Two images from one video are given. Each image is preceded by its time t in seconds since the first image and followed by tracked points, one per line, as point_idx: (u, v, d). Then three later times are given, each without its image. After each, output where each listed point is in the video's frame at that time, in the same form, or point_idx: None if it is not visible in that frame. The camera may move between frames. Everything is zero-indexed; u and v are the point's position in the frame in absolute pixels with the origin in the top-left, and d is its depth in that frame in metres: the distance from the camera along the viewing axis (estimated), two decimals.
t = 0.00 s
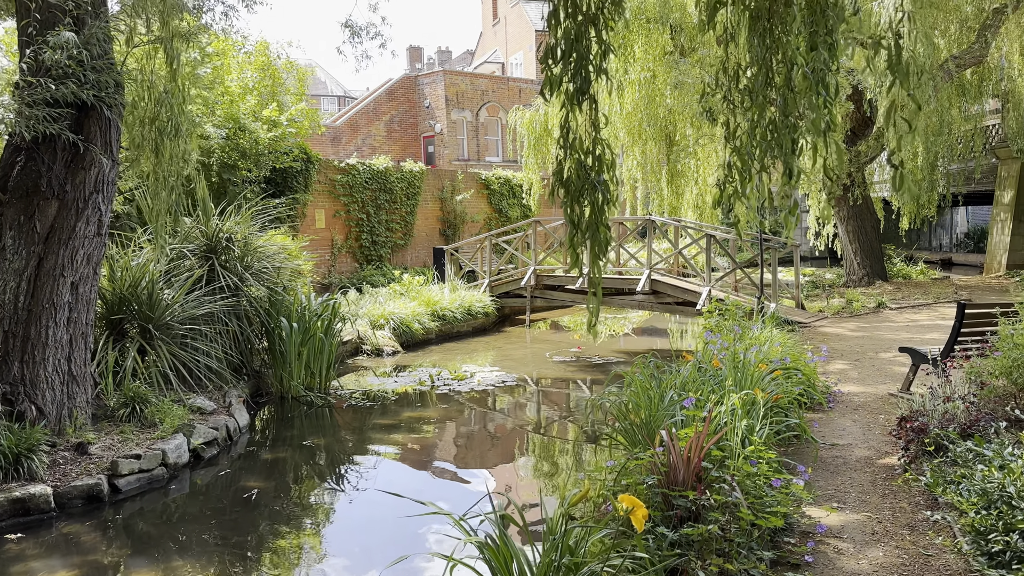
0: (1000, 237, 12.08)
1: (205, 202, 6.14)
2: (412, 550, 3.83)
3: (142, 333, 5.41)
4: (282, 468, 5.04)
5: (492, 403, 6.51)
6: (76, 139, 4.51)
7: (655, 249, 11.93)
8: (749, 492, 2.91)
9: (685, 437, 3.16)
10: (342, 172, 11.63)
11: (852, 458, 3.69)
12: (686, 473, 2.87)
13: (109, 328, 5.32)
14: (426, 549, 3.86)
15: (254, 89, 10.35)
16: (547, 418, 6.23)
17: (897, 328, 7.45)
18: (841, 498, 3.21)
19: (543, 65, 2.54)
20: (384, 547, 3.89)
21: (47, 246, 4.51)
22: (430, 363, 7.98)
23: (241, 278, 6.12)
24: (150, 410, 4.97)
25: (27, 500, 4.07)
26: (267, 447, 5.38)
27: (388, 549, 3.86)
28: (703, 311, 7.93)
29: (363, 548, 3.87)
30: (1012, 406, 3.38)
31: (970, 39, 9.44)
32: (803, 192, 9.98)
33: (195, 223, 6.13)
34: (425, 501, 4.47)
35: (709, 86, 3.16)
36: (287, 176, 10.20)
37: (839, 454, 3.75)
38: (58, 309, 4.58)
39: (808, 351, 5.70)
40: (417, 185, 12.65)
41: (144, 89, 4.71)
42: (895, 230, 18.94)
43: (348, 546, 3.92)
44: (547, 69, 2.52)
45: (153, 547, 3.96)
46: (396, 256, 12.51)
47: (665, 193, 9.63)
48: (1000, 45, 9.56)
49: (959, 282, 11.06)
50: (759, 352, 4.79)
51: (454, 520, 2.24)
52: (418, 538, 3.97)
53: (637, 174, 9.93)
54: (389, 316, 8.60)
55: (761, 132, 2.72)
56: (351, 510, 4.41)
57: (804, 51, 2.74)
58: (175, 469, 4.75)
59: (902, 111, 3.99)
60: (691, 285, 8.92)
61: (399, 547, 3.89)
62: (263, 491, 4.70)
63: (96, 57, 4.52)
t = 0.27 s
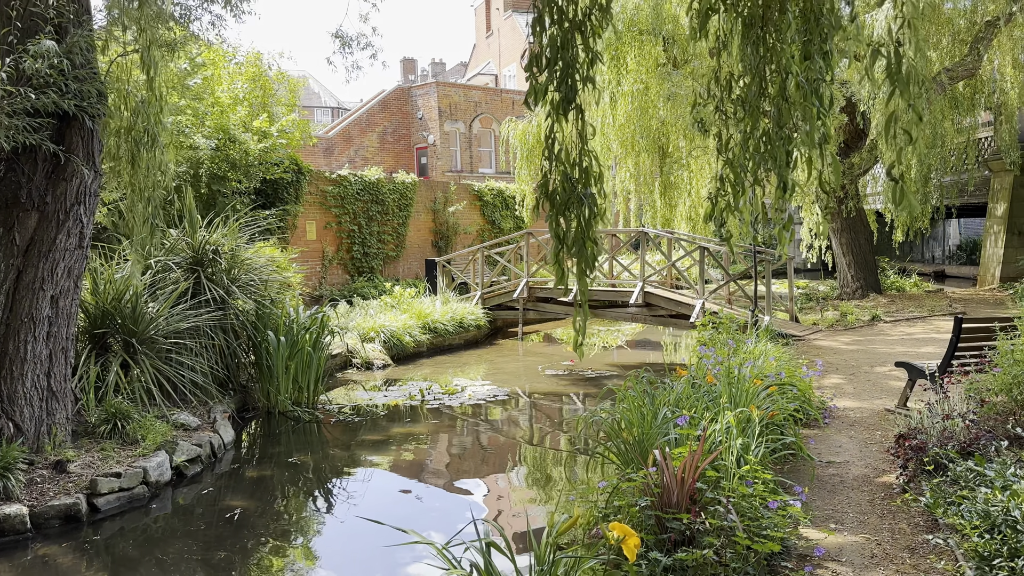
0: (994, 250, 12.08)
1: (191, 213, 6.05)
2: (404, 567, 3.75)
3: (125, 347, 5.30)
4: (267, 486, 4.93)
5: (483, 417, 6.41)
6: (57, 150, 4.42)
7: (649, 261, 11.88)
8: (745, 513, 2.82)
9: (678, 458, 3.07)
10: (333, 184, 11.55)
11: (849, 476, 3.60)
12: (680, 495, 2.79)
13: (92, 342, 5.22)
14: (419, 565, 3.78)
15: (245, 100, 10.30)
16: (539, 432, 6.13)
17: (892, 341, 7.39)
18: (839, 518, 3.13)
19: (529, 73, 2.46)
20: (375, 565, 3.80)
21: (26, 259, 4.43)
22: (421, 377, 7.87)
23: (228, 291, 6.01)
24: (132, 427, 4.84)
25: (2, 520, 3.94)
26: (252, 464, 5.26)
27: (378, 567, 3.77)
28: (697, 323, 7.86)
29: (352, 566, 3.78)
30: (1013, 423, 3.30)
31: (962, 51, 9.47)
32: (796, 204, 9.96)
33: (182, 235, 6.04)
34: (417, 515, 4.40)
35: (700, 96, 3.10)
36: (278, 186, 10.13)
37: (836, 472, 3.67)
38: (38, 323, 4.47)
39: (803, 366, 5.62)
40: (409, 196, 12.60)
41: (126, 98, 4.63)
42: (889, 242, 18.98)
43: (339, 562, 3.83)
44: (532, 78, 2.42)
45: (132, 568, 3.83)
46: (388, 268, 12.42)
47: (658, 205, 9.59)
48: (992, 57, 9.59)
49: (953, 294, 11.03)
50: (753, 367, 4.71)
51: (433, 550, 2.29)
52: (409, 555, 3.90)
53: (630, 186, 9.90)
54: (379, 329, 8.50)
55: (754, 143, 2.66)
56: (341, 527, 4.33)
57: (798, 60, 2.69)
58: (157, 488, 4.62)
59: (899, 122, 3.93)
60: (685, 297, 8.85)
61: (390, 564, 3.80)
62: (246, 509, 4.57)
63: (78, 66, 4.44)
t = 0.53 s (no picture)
0: (988, 261, 12.06)
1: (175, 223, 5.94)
2: None
3: (107, 359, 5.18)
4: (250, 501, 4.79)
5: (473, 430, 6.31)
6: (35, 157, 4.32)
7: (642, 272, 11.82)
8: (737, 531, 2.73)
9: (668, 473, 2.98)
10: (325, 194, 11.48)
11: (845, 491, 3.52)
12: (671, 513, 2.70)
13: (73, 353, 5.11)
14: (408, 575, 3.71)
15: (236, 109, 10.25)
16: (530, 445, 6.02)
17: (887, 353, 7.32)
18: (834, 536, 3.04)
19: (505, 74, 2.41)
20: None
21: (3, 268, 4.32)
22: (412, 389, 7.76)
23: (213, 301, 5.91)
24: (112, 440, 4.71)
25: None
26: (236, 479, 5.13)
27: None
28: (690, 335, 7.78)
29: None
30: (1011, 438, 3.23)
31: (955, 62, 9.48)
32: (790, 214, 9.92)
33: (167, 245, 5.94)
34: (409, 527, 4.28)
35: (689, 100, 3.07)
36: (268, 195, 10.01)
37: (832, 487, 3.58)
38: (14, 334, 4.36)
39: (797, 378, 5.54)
40: (402, 207, 12.54)
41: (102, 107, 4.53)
42: (883, 254, 18.99)
43: None
44: (511, 80, 2.40)
45: None
46: (380, 279, 12.34)
47: (652, 216, 9.53)
48: (985, 68, 9.60)
49: (948, 306, 10.98)
50: (746, 379, 4.63)
51: (411, 573, 2.42)
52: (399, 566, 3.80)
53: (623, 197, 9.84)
54: (370, 340, 8.39)
55: (741, 148, 2.64)
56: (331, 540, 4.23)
57: (787, 62, 2.64)
58: (136, 503, 4.49)
59: (894, 129, 3.87)
60: (678, 308, 8.77)
61: None
62: (228, 525, 4.44)
63: (59, 73, 4.35)
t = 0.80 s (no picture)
0: (983, 272, 12.01)
1: (159, 232, 5.84)
2: None
3: (86, 371, 5.06)
4: (229, 516, 4.66)
5: (461, 442, 6.19)
6: (9, 163, 4.23)
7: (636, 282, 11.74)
8: (724, 550, 2.62)
9: (653, 489, 2.88)
10: (316, 204, 11.39)
11: (837, 507, 3.41)
12: (655, 531, 2.59)
13: (52, 365, 5.02)
14: None
15: (225, 118, 10.18)
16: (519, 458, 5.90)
17: (882, 364, 7.23)
18: (824, 554, 2.93)
19: (467, 72, 2.09)
20: None
21: None
22: (401, 400, 7.65)
23: (196, 312, 5.80)
24: (88, 454, 4.56)
25: None
26: (216, 494, 5.00)
27: None
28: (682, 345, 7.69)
29: None
30: (1007, 453, 3.13)
31: (949, 72, 9.45)
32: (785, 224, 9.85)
33: (150, 254, 5.83)
34: (396, 546, 4.18)
35: (666, 102, 2.94)
36: (258, 205, 10.13)
37: (823, 502, 3.47)
38: None
39: (790, 390, 5.45)
40: (394, 217, 12.46)
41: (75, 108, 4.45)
42: (879, 264, 18.97)
43: None
44: (472, 76, 2.07)
45: None
46: (372, 289, 12.25)
47: (645, 226, 9.45)
48: (979, 78, 9.57)
49: (943, 316, 10.91)
50: (736, 392, 4.54)
51: None
52: None
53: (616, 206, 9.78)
54: (359, 351, 8.28)
55: (719, 150, 2.52)
56: (317, 557, 4.11)
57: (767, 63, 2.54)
58: (111, 519, 4.35)
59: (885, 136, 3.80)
60: (671, 318, 8.68)
61: None
62: (205, 541, 4.31)
63: (33, 76, 4.28)
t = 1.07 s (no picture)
0: (980, 281, 11.94)
1: (142, 240, 5.73)
2: None
3: (65, 382, 4.93)
4: (209, 530, 4.54)
5: (449, 454, 6.08)
6: None
7: (630, 291, 11.65)
8: (709, 570, 2.54)
9: (637, 506, 2.80)
10: (308, 212, 11.30)
11: (829, 523, 3.31)
12: (638, 551, 2.53)
13: (29, 375, 4.88)
14: None
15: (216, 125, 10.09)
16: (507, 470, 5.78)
17: (877, 375, 7.14)
18: (815, 573, 2.83)
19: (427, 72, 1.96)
20: None
21: None
22: (390, 411, 7.54)
23: (179, 321, 5.69)
24: (64, 467, 4.43)
25: None
26: (196, 507, 4.88)
27: None
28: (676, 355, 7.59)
29: None
30: (1002, 468, 3.04)
31: (944, 81, 9.41)
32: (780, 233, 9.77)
33: (133, 262, 5.72)
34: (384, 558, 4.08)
35: (646, 105, 2.83)
36: (247, 214, 10.10)
37: (815, 518, 3.37)
38: None
39: (783, 402, 5.35)
40: (387, 225, 12.37)
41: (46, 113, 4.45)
42: (875, 273, 18.91)
43: None
44: (431, 76, 1.94)
45: None
46: (365, 297, 12.15)
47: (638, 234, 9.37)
48: (974, 87, 9.53)
49: (940, 326, 10.83)
50: (727, 403, 4.44)
51: None
52: None
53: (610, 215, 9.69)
54: (348, 360, 8.17)
55: (696, 154, 2.41)
56: (304, 569, 4.01)
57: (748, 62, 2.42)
58: (85, 534, 4.22)
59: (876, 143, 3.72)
60: (665, 328, 8.59)
61: None
62: (182, 556, 4.19)
63: None
